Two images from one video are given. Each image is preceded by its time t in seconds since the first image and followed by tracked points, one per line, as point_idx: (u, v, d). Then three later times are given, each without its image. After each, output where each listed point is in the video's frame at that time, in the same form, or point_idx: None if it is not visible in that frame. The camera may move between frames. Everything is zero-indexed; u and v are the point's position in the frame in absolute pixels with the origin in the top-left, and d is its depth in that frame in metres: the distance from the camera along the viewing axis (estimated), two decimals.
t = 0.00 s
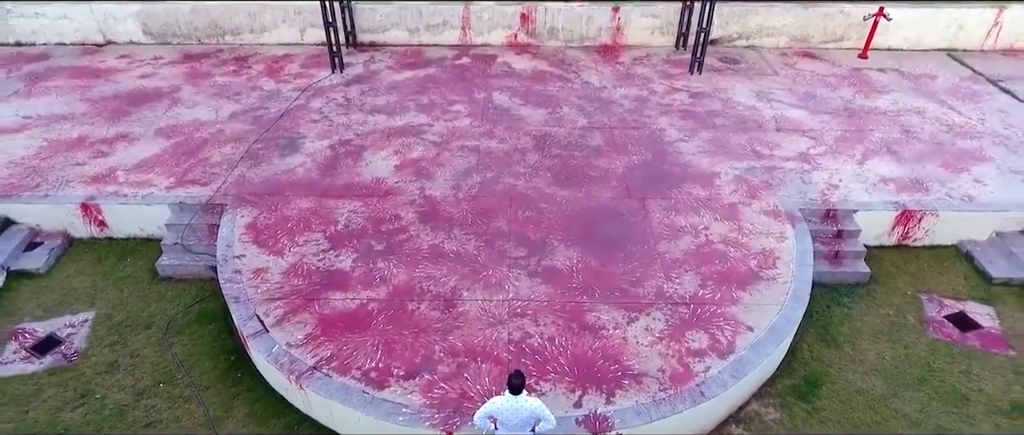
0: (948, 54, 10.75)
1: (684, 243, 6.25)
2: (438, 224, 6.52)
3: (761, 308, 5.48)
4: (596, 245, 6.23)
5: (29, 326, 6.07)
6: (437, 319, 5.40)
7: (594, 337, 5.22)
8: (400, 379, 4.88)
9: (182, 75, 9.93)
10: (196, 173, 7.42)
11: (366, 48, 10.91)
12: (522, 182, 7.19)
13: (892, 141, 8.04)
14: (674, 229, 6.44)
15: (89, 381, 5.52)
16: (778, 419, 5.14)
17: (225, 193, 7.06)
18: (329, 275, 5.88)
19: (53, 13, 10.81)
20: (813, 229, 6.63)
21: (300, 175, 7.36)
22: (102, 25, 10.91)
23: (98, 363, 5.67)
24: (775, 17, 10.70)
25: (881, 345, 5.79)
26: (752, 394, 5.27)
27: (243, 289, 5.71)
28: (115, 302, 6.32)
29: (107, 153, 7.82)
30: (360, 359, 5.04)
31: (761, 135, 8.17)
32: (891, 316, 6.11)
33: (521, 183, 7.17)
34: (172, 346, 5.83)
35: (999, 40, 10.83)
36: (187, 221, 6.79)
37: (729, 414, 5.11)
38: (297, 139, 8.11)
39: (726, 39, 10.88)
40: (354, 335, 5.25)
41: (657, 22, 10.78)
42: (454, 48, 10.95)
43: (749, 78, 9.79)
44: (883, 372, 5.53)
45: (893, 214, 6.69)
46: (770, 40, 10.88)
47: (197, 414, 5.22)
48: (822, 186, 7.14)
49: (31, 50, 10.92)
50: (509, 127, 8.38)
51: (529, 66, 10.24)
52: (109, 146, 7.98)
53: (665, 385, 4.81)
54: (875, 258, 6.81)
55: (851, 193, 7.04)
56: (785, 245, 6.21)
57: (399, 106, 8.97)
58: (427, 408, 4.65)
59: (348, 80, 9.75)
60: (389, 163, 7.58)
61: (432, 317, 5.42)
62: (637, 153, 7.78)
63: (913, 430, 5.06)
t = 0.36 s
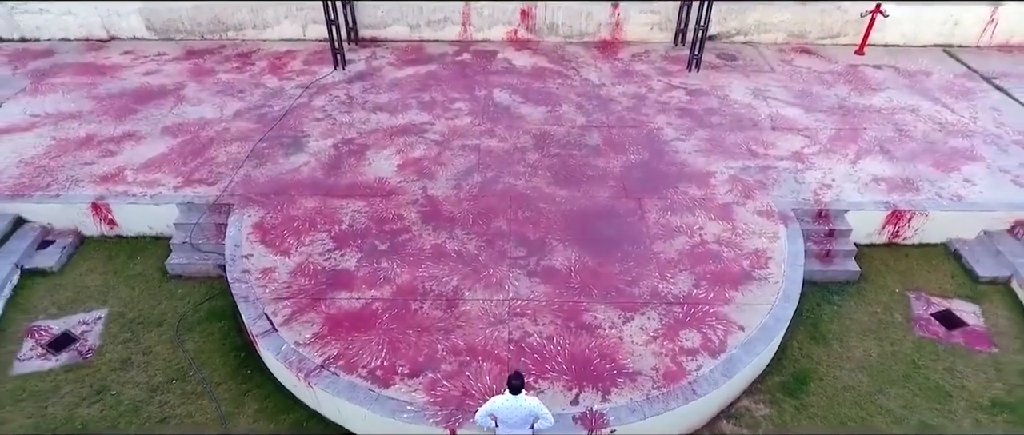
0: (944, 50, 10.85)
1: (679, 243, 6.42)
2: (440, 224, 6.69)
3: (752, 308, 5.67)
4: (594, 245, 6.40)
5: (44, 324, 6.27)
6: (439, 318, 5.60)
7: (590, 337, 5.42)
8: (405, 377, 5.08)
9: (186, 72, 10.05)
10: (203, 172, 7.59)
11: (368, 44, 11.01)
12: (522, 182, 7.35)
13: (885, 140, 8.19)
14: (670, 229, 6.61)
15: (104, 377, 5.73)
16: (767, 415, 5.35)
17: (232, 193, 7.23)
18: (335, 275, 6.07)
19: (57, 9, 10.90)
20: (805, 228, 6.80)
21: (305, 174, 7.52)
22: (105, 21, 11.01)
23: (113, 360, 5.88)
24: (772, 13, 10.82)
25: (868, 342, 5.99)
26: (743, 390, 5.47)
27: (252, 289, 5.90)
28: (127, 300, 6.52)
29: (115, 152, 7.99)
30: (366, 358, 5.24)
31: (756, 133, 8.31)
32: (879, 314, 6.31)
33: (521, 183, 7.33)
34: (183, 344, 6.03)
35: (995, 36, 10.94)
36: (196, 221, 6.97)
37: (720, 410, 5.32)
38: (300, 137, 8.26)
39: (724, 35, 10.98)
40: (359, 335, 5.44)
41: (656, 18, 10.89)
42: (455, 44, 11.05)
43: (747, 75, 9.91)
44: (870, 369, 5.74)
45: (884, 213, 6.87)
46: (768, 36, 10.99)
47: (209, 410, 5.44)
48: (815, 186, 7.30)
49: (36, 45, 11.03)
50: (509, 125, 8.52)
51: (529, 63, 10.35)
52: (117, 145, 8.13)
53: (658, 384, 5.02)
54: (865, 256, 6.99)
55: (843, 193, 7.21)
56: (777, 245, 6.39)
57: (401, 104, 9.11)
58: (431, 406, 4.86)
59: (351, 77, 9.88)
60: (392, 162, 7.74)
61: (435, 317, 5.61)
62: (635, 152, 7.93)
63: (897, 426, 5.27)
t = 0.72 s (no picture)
0: (938, 45, 10.99)
1: (673, 239, 6.64)
2: (442, 220, 6.90)
3: (743, 302, 5.90)
4: (591, 241, 6.62)
5: (60, 316, 6.51)
6: (442, 313, 5.82)
7: (587, 330, 5.65)
8: (409, 369, 5.32)
9: (191, 67, 10.21)
10: (210, 168, 7.79)
11: (369, 38, 11.15)
12: (522, 178, 7.56)
13: (876, 136, 8.38)
14: (664, 225, 6.83)
15: (120, 369, 5.98)
16: (755, 405, 5.60)
17: (239, 189, 7.44)
18: (341, 270, 6.29)
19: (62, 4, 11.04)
20: (796, 224, 7.01)
21: (310, 171, 7.73)
22: (111, 15, 11.15)
23: (128, 352, 6.13)
24: (769, 8, 10.97)
25: (855, 335, 6.23)
26: (732, 382, 5.72)
27: (261, 283, 6.13)
28: (140, 293, 6.75)
29: (124, 148, 8.18)
30: (372, 350, 5.48)
31: (751, 129, 8.50)
32: (866, 307, 6.54)
33: (520, 179, 7.54)
34: (195, 336, 6.27)
35: (989, 31, 11.06)
36: (205, 216, 7.18)
37: (710, 400, 5.56)
38: (305, 133, 8.45)
39: (721, 30, 11.12)
40: (365, 328, 5.68)
41: (654, 13, 11.04)
42: (455, 38, 11.19)
43: (743, 70, 10.06)
44: (855, 361, 5.98)
45: (872, 210, 7.08)
46: (765, 31, 11.13)
47: (222, 400, 5.69)
48: (807, 183, 7.50)
49: (42, 40, 11.17)
50: (509, 122, 8.71)
51: (529, 58, 10.51)
52: (126, 141, 8.33)
53: (651, 375, 5.26)
54: (854, 251, 7.21)
55: (834, 189, 7.41)
56: (768, 240, 6.60)
57: (402, 99, 9.29)
58: (434, 397, 5.10)
59: (353, 72, 10.04)
60: (394, 158, 7.94)
61: (437, 311, 5.84)
62: (632, 148, 8.13)
63: (879, 415, 5.52)
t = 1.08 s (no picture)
0: (931, 38, 11.16)
1: (667, 231, 6.89)
2: (444, 213, 7.15)
3: (732, 293, 6.16)
4: (587, 234, 6.87)
5: (78, 306, 6.78)
6: (444, 302, 6.09)
7: (582, 319, 5.92)
8: (413, 356, 5.60)
9: (197, 61, 10.40)
10: (219, 162, 8.03)
11: (371, 31, 11.33)
12: (521, 171, 7.80)
13: (866, 130, 8.60)
14: (658, 217, 7.07)
15: (137, 356, 6.26)
16: (742, 390, 5.88)
17: (247, 182, 7.69)
18: (347, 261, 6.55)
19: None
20: (785, 216, 7.26)
21: (315, 164, 7.96)
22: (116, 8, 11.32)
23: (144, 340, 6.41)
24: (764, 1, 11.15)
25: (839, 324, 6.50)
26: (721, 368, 6.00)
27: (271, 274, 6.39)
28: (153, 283, 7.02)
29: (134, 142, 8.42)
30: (377, 338, 5.75)
31: (745, 123, 8.71)
32: (851, 297, 6.80)
33: (520, 173, 7.77)
34: (208, 324, 6.55)
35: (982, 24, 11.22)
36: (215, 209, 7.44)
37: (700, 386, 5.85)
38: (310, 127, 8.68)
39: (718, 23, 11.32)
40: (371, 317, 5.95)
41: (652, 7, 11.22)
42: (456, 31, 11.37)
43: (738, 64, 10.26)
44: (839, 348, 6.25)
45: (860, 203, 7.32)
46: (761, 24, 11.31)
47: (235, 385, 5.98)
48: (797, 176, 7.74)
49: (50, 33, 11.34)
50: (508, 115, 8.92)
51: (528, 51, 10.69)
52: (136, 135, 8.56)
53: (643, 362, 5.53)
54: (842, 243, 7.46)
55: (823, 182, 7.65)
56: (758, 233, 6.85)
57: (404, 93, 9.49)
58: (437, 382, 5.38)
59: (356, 66, 10.24)
60: (397, 152, 8.17)
61: (440, 301, 6.11)
62: (628, 141, 8.35)
63: (860, 400, 5.80)
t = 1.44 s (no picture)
0: (923, 31, 11.35)
1: (660, 221, 7.15)
2: (445, 204, 7.42)
3: (721, 281, 6.44)
4: (583, 224, 7.14)
5: (94, 293, 7.06)
6: (446, 290, 6.37)
7: (578, 306, 6.20)
8: (417, 341, 5.89)
9: (203, 53, 10.61)
10: (227, 154, 8.29)
11: (373, 24, 11.53)
12: (520, 164, 8.05)
13: (857, 122, 8.83)
14: (652, 208, 7.33)
15: (152, 341, 6.56)
16: (730, 374, 6.18)
17: (255, 174, 7.94)
18: (353, 251, 6.83)
19: None
20: (775, 207, 7.52)
21: (320, 156, 8.21)
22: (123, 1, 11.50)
23: (159, 326, 6.70)
24: None
25: (825, 311, 6.79)
26: (710, 353, 6.29)
27: (280, 263, 6.67)
28: (166, 271, 7.30)
29: (144, 134, 8.66)
30: (383, 325, 6.04)
31: (738, 116, 8.95)
32: (837, 284, 7.08)
33: (519, 165, 8.03)
34: (220, 311, 6.85)
35: (973, 16, 11.40)
36: (224, 201, 7.71)
37: (689, 370, 6.14)
38: (314, 120, 8.91)
39: (714, 15, 11.53)
40: (376, 304, 6.23)
41: None
42: (456, 24, 11.57)
43: (733, 57, 10.47)
44: (823, 334, 6.54)
45: (847, 194, 7.58)
46: (756, 17, 11.50)
47: (247, 369, 6.28)
48: (787, 168, 7.99)
49: (58, 25, 11.54)
50: (507, 108, 9.16)
51: (527, 43, 10.90)
52: (145, 127, 8.80)
53: (636, 347, 5.82)
54: (829, 232, 7.73)
55: (812, 174, 7.90)
56: (748, 223, 7.12)
57: (406, 86, 9.72)
58: (440, 366, 5.67)
59: (358, 58, 10.45)
60: (400, 144, 8.42)
61: (442, 288, 6.39)
62: (624, 134, 8.59)
63: (842, 383, 6.10)
